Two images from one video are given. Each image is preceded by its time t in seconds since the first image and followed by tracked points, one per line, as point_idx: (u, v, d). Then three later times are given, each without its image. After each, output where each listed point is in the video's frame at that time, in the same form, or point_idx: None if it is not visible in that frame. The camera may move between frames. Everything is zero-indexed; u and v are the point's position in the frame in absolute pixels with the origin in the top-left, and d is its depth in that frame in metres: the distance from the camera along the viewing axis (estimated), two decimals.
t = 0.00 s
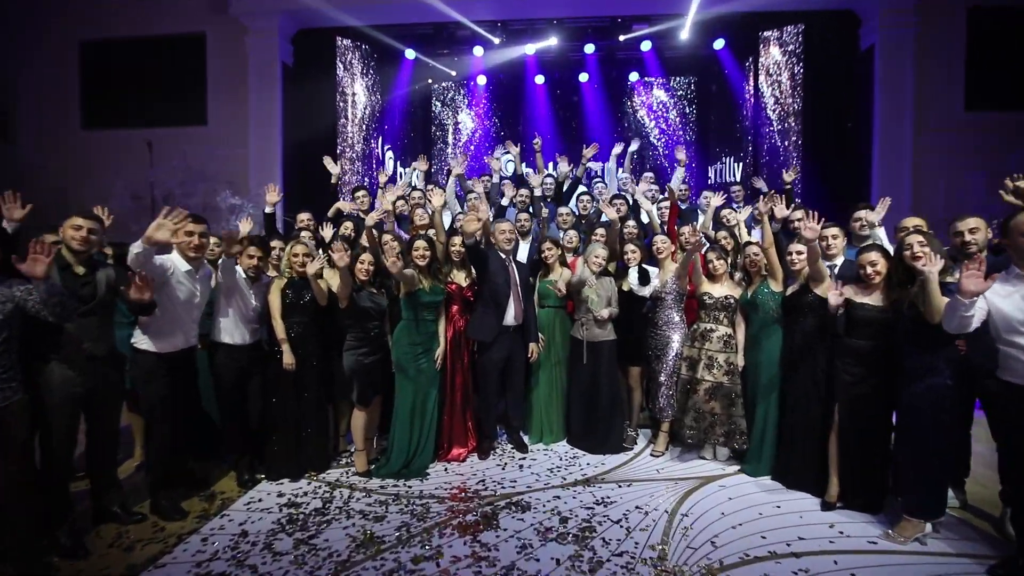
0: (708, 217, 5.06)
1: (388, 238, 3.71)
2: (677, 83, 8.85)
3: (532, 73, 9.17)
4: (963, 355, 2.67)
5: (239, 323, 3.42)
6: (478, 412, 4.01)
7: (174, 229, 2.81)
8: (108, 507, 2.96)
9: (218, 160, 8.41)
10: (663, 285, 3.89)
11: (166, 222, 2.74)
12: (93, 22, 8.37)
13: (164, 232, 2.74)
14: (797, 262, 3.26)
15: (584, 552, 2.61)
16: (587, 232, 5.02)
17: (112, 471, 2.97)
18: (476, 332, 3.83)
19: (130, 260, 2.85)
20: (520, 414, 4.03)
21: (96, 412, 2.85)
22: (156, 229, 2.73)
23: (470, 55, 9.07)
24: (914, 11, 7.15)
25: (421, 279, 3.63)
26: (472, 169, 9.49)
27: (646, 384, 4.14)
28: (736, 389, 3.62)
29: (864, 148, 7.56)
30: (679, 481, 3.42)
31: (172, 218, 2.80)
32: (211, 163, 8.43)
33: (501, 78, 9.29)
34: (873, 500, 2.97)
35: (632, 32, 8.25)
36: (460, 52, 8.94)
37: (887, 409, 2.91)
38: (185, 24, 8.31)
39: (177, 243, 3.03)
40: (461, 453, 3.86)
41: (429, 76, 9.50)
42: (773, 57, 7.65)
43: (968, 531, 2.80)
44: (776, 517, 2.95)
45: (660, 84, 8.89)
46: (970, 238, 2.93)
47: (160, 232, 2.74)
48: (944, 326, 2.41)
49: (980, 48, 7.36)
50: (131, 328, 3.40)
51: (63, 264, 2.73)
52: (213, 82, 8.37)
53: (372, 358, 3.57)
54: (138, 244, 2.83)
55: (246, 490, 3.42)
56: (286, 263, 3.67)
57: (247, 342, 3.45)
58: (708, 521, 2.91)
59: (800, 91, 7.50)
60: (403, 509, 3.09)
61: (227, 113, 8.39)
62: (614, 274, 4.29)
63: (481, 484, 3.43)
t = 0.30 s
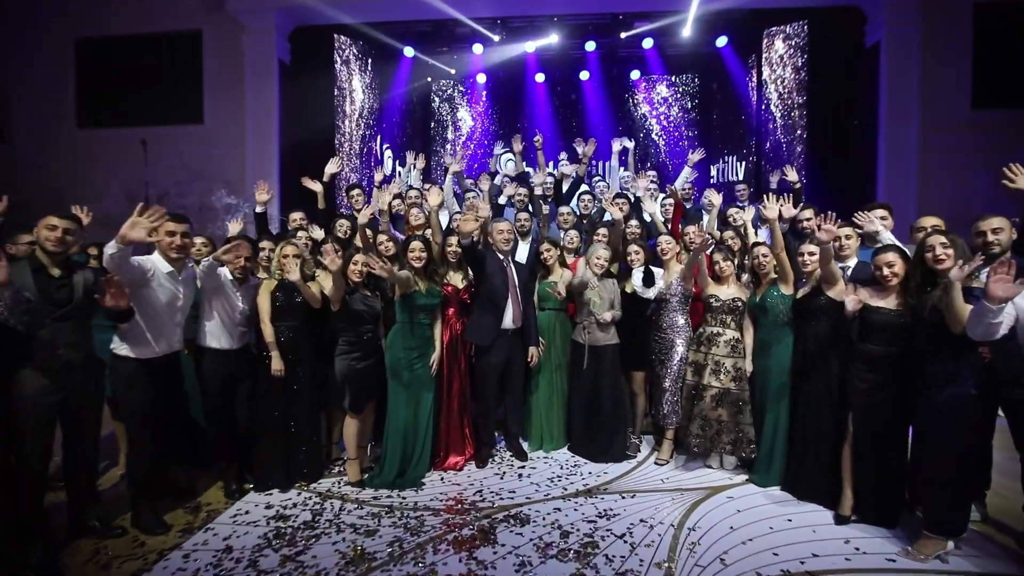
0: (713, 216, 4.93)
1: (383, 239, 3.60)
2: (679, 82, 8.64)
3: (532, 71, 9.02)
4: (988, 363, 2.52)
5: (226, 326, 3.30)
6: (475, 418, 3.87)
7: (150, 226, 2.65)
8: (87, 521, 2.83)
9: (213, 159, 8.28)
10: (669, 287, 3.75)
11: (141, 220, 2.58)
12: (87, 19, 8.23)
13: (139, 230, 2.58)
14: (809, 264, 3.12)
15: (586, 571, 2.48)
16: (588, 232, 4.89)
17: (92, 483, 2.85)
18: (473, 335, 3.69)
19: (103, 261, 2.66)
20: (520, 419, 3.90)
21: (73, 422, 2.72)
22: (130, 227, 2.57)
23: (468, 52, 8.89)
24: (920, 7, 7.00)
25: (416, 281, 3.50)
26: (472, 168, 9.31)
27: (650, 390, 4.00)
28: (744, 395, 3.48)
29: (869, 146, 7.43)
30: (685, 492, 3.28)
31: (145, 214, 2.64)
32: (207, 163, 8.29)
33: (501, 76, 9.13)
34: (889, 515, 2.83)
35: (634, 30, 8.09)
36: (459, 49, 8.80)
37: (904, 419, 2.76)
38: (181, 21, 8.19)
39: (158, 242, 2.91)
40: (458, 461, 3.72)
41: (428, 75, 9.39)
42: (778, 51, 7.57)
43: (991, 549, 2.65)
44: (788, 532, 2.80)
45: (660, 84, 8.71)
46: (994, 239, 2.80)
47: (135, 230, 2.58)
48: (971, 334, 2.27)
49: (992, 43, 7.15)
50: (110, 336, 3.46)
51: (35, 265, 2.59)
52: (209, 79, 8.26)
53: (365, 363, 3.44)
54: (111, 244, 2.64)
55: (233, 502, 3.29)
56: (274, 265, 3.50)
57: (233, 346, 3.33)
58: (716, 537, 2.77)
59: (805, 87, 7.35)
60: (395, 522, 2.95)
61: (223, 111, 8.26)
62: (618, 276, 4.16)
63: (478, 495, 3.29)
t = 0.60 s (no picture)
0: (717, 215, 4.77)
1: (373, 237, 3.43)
2: (680, 79, 8.38)
3: (532, 69, 8.80)
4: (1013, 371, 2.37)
5: (210, 330, 3.17)
6: (472, 424, 3.73)
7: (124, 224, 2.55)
8: (62, 535, 2.70)
9: (208, 158, 8.13)
10: (673, 288, 3.60)
11: (113, 217, 2.48)
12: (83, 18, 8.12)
13: (111, 228, 2.49)
14: (821, 263, 3.00)
15: None
16: (590, 232, 4.75)
17: (68, 495, 2.72)
18: (469, 338, 3.54)
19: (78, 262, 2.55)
20: (519, 425, 3.76)
21: (46, 431, 2.59)
22: (102, 224, 2.47)
23: (467, 52, 8.72)
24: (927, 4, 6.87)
25: (408, 283, 3.35)
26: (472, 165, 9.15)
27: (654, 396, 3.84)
28: (752, 401, 3.33)
29: (874, 144, 7.23)
30: (691, 503, 3.14)
31: (122, 213, 2.55)
32: (201, 161, 8.15)
33: (501, 75, 8.91)
34: (907, 529, 2.68)
35: (635, 26, 7.92)
36: (459, 48, 8.51)
37: (923, 428, 2.62)
38: (176, 19, 8.04)
39: (138, 242, 2.81)
40: (454, 470, 3.58)
41: (426, 74, 9.14)
42: (782, 45, 7.32)
43: (1015, 567, 2.51)
44: (800, 547, 2.66)
45: (661, 83, 8.45)
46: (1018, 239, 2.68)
47: (107, 227, 2.48)
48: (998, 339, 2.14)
49: (1000, 41, 7.04)
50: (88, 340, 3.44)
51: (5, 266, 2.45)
52: (204, 77, 8.10)
53: (357, 368, 3.30)
54: (85, 245, 2.53)
55: (218, 513, 3.16)
56: (262, 266, 3.34)
57: (218, 351, 3.21)
58: (724, 552, 2.63)
59: (810, 80, 7.16)
60: (387, 536, 2.81)
61: (218, 109, 8.09)
62: (620, 277, 4.01)
63: (474, 506, 3.14)
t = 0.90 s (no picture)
0: (722, 215, 4.61)
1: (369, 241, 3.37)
2: (681, 77, 8.16)
3: (532, 67, 8.57)
4: None
5: (191, 335, 3.09)
6: (468, 432, 3.60)
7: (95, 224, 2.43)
8: (35, 554, 2.57)
9: (203, 158, 7.98)
10: (677, 290, 3.45)
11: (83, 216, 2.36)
12: (77, 16, 7.99)
13: (82, 227, 2.37)
14: (834, 265, 2.83)
15: None
16: (591, 233, 4.61)
17: (40, 511, 2.59)
18: (465, 343, 3.40)
19: (48, 267, 2.41)
20: (516, 433, 3.62)
21: (16, 445, 2.46)
22: (70, 224, 2.35)
23: (466, 48, 8.48)
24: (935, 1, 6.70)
25: (399, 287, 3.20)
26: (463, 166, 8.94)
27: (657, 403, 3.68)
28: (760, 409, 3.18)
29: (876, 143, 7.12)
30: (696, 516, 3.00)
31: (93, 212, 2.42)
32: (194, 161, 8.01)
33: (500, 72, 8.64)
34: (926, 546, 2.53)
35: (637, 25, 7.84)
36: (457, 45, 8.39)
37: (940, 440, 2.47)
38: (172, 17, 7.89)
39: (114, 243, 2.68)
40: (449, 481, 3.44)
41: (425, 72, 8.78)
42: (785, 40, 7.22)
43: None
44: (811, 565, 2.52)
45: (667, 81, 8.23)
46: None
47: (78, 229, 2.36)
48: None
49: (1008, 37, 6.88)
50: (61, 345, 3.31)
51: None
52: (200, 76, 7.93)
53: (347, 376, 3.15)
54: (55, 249, 2.39)
55: (201, 528, 3.03)
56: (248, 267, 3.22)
57: (201, 357, 3.11)
58: (730, 570, 2.49)
59: (812, 74, 7.04)
60: (377, 553, 2.68)
61: (214, 108, 7.93)
62: (622, 279, 3.86)
63: (470, 520, 3.00)
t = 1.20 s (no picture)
0: (727, 216, 4.47)
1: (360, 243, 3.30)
2: (686, 78, 8.12)
3: (533, 67, 8.48)
4: None
5: (175, 341, 2.96)
6: (465, 441, 3.46)
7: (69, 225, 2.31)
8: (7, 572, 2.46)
9: (199, 157, 7.86)
10: (682, 294, 3.32)
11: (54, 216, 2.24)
12: (75, 13, 7.88)
13: (54, 229, 2.24)
14: (850, 268, 2.69)
15: None
16: (592, 234, 4.48)
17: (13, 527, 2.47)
18: (463, 349, 3.27)
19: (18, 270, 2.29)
20: (515, 442, 3.48)
21: None
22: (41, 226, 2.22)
23: (467, 45, 8.36)
24: None
25: (392, 291, 3.07)
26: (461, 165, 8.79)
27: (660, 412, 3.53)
28: (769, 418, 3.04)
29: (884, 142, 6.65)
30: (702, 530, 2.87)
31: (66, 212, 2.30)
32: (191, 161, 7.90)
33: (501, 72, 8.56)
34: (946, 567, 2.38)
35: (639, 21, 7.54)
36: (457, 43, 8.28)
37: (962, 456, 2.33)
38: (170, 15, 7.77)
39: (91, 245, 2.55)
40: (444, 492, 3.30)
41: (426, 71, 8.68)
42: (792, 34, 7.03)
43: None
44: None
45: (669, 79, 8.17)
46: None
47: (49, 229, 2.23)
48: None
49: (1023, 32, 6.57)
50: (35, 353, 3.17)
51: None
52: (197, 75, 7.80)
53: (338, 384, 3.02)
54: (26, 251, 2.27)
55: (184, 542, 2.92)
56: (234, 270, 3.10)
57: (184, 364, 2.99)
58: None
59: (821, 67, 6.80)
60: (366, 572, 2.55)
61: (211, 107, 7.80)
62: (624, 282, 3.72)
63: (465, 535, 2.86)
